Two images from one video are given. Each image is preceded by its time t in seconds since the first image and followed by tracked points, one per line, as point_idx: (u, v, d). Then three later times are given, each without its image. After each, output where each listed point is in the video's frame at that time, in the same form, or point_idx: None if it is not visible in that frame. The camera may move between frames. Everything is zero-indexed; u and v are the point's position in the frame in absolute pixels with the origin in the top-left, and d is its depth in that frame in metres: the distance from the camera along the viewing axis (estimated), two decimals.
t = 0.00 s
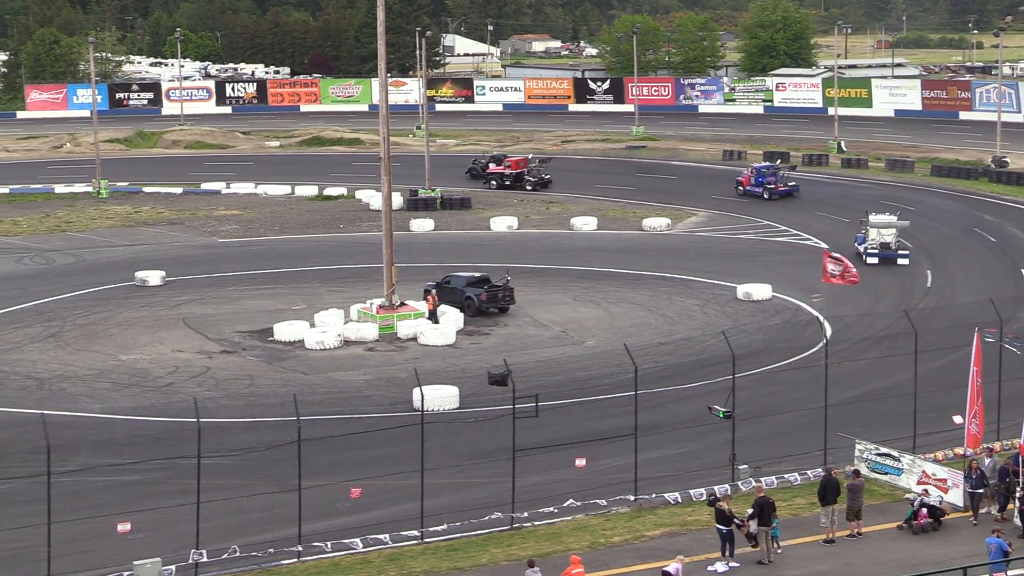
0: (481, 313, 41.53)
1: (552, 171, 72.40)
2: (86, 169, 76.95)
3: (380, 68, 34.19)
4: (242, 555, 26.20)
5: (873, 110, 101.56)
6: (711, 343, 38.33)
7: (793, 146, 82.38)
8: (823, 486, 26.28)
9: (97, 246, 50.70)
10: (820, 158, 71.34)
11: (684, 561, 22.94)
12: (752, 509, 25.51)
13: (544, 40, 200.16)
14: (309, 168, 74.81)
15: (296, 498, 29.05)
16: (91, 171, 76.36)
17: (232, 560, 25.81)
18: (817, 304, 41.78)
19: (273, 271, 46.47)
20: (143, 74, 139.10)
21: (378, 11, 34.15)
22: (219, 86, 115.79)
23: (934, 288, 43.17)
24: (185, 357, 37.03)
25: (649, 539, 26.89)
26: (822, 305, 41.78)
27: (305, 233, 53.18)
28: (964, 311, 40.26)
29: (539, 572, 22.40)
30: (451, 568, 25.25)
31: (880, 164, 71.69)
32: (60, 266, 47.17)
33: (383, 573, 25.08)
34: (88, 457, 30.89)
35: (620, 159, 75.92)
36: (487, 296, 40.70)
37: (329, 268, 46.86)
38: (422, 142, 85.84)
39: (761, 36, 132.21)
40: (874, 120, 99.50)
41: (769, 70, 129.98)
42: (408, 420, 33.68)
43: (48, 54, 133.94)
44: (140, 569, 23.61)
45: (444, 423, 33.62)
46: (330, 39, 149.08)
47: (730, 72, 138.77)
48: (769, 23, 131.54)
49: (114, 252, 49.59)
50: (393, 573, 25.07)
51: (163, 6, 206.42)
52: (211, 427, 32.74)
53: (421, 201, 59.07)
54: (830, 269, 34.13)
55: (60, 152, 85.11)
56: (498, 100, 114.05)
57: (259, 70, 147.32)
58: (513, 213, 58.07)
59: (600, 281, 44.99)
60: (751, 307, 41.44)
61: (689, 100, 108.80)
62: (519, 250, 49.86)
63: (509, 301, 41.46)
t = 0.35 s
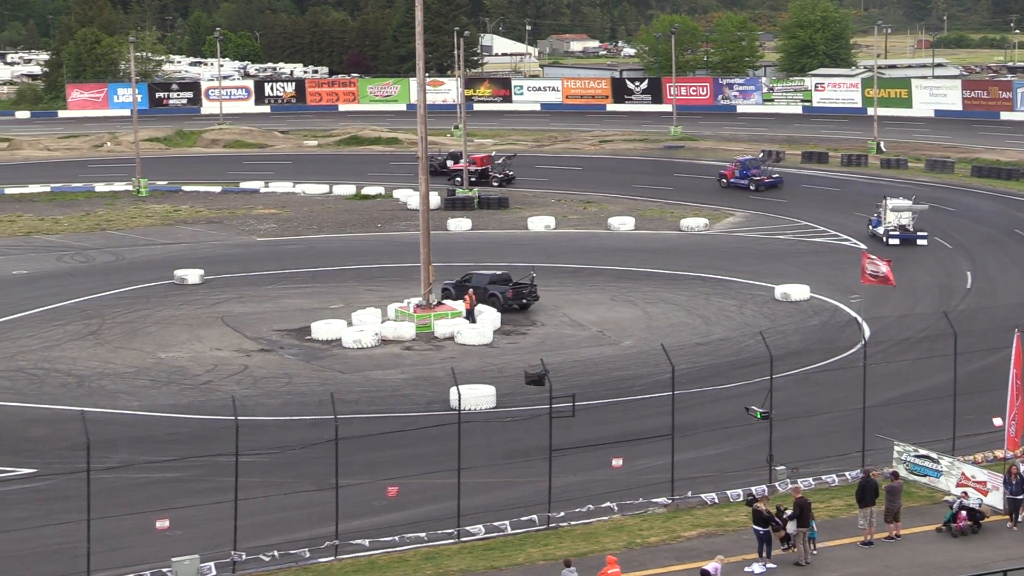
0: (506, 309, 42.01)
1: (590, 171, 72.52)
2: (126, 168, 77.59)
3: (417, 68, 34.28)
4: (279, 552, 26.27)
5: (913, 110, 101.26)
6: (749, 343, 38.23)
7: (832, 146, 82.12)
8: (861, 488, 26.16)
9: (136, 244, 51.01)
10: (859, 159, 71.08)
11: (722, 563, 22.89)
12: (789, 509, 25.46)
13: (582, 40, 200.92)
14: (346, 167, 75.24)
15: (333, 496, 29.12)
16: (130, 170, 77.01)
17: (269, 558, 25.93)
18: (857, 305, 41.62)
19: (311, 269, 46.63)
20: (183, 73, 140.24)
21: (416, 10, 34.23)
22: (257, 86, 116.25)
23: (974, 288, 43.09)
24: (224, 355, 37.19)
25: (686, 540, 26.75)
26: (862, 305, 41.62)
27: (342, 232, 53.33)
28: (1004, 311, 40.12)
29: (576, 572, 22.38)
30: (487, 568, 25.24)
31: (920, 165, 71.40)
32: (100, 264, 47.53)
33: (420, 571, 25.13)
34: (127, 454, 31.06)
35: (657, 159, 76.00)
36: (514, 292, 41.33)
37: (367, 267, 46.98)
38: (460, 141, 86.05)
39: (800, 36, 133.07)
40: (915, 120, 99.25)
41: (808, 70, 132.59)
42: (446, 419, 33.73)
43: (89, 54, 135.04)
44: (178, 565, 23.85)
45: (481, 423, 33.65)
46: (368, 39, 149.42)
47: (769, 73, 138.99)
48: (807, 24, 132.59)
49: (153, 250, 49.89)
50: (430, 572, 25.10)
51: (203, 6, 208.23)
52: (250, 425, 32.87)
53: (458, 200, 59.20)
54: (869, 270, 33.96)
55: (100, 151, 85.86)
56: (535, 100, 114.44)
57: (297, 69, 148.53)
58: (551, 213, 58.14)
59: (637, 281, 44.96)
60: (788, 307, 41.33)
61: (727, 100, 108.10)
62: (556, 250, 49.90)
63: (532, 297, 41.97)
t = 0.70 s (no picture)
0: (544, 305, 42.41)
1: (642, 171, 72.52)
2: (181, 166, 78.29)
3: (471, 67, 34.32)
4: (330, 550, 26.33)
5: (969, 111, 101.14)
6: (802, 345, 38.05)
7: (886, 147, 81.58)
8: (915, 491, 25.82)
9: (191, 242, 51.39)
10: (914, 160, 70.74)
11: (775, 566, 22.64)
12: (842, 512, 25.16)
13: (636, 40, 200.37)
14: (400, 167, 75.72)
15: (385, 494, 29.15)
16: (185, 168, 77.70)
17: (320, 555, 25.98)
18: (912, 307, 41.34)
19: (364, 268, 46.81)
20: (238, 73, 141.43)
21: (471, 10, 34.27)
22: (311, 85, 117.48)
23: None
24: (277, 353, 37.37)
25: (738, 541, 26.58)
26: (917, 307, 41.34)
27: (394, 231, 53.51)
28: None
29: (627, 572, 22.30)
30: (539, 567, 25.18)
31: (976, 166, 70.81)
32: (155, 261, 47.97)
33: (471, 571, 25.08)
34: (181, 451, 31.26)
35: (711, 159, 75.94)
36: (552, 290, 41.83)
37: (419, 266, 47.10)
38: (513, 141, 86.11)
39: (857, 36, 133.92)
40: (970, 120, 98.98)
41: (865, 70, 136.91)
42: (498, 418, 33.74)
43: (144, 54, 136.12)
44: (231, 561, 24.03)
45: (533, 423, 33.64)
46: (421, 37, 150.97)
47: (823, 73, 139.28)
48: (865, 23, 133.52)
49: (208, 248, 50.26)
50: (481, 572, 25.05)
51: (257, 6, 210.12)
52: (302, 423, 33.01)
53: (510, 200, 59.29)
54: (924, 271, 33.71)
55: (156, 150, 86.78)
56: (588, 100, 114.84)
57: (351, 68, 149.82)
58: (603, 213, 58.20)
59: (688, 282, 44.86)
60: (839, 309, 41.10)
61: (781, 101, 108.21)
62: (607, 250, 49.88)
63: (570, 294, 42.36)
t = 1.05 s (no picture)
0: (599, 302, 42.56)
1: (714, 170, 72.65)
2: (253, 164, 79.25)
3: (541, 67, 34.35)
4: (399, 548, 26.35)
5: None
6: (873, 347, 37.77)
7: (959, 148, 80.93)
8: (990, 496, 25.20)
9: (263, 240, 51.89)
10: (991, 161, 70.24)
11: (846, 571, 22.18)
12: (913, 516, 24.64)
13: (707, 40, 201.15)
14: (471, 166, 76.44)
15: (455, 493, 29.12)
16: (257, 166, 78.70)
17: (389, 553, 25.99)
18: (987, 310, 40.91)
19: (435, 267, 47.03)
20: (310, 72, 143.21)
21: (540, 9, 34.32)
22: (382, 84, 118.14)
23: None
24: (348, 351, 37.60)
25: (808, 544, 26.29)
26: (991, 310, 40.91)
27: (464, 230, 53.70)
28: None
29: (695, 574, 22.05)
30: (607, 567, 25.07)
31: None
32: (228, 259, 48.50)
33: (539, 571, 24.96)
34: (252, 447, 31.43)
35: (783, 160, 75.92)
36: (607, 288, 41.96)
37: (489, 265, 47.22)
38: (584, 141, 86.00)
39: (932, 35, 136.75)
40: None
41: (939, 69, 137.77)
42: (569, 418, 33.70)
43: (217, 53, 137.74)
44: (302, 558, 24.32)
45: (603, 423, 33.58)
46: (493, 37, 151.40)
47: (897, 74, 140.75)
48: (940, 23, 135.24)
49: (279, 246, 50.72)
50: (549, 572, 24.93)
51: (329, 6, 212.80)
52: (372, 420, 33.13)
53: (581, 200, 59.39)
54: (999, 274, 33.28)
55: (228, 148, 88.00)
56: (659, 99, 115.63)
57: (423, 67, 151.29)
58: (673, 213, 58.25)
59: (758, 283, 44.72)
60: (910, 312, 40.73)
61: (854, 100, 108.55)
62: (676, 250, 49.83)
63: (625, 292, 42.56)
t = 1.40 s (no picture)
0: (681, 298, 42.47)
1: (819, 171, 72.61)
2: (353, 163, 80.02)
3: (642, 66, 34.29)
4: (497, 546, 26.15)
5: None
6: (979, 352, 37.26)
7: None
8: None
9: (365, 237, 52.43)
10: None
11: None
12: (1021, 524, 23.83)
13: (811, 39, 199.66)
14: (571, 166, 77.01)
15: (553, 492, 28.92)
16: (360, 164, 79.64)
17: (487, 551, 25.79)
18: None
19: (535, 266, 47.23)
20: (411, 71, 144.58)
21: (643, 8, 34.24)
22: (483, 84, 119.05)
23: None
24: (448, 349, 37.82)
25: (910, 550, 25.64)
26: None
27: (564, 229, 53.81)
28: None
29: None
30: (706, 569, 24.56)
31: None
32: (330, 255, 49.11)
33: (637, 571, 24.58)
34: (352, 443, 31.59)
35: (889, 161, 75.60)
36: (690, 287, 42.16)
37: (590, 265, 47.27)
38: (685, 140, 85.86)
39: None
40: None
41: None
42: (669, 419, 33.56)
43: (321, 51, 139.59)
44: (400, 555, 24.40)
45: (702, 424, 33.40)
46: (594, 37, 152.13)
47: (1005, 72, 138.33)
48: None
49: (380, 243, 51.19)
50: (647, 572, 24.55)
51: (430, 6, 214.88)
52: (472, 419, 33.20)
53: (681, 200, 59.46)
54: None
55: (331, 146, 89.22)
56: (762, 100, 114.78)
57: (523, 66, 152.08)
58: (775, 214, 58.26)
59: (859, 285, 44.45)
60: (1015, 317, 40.01)
61: (961, 101, 107.23)
62: (775, 252, 49.67)
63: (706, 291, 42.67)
